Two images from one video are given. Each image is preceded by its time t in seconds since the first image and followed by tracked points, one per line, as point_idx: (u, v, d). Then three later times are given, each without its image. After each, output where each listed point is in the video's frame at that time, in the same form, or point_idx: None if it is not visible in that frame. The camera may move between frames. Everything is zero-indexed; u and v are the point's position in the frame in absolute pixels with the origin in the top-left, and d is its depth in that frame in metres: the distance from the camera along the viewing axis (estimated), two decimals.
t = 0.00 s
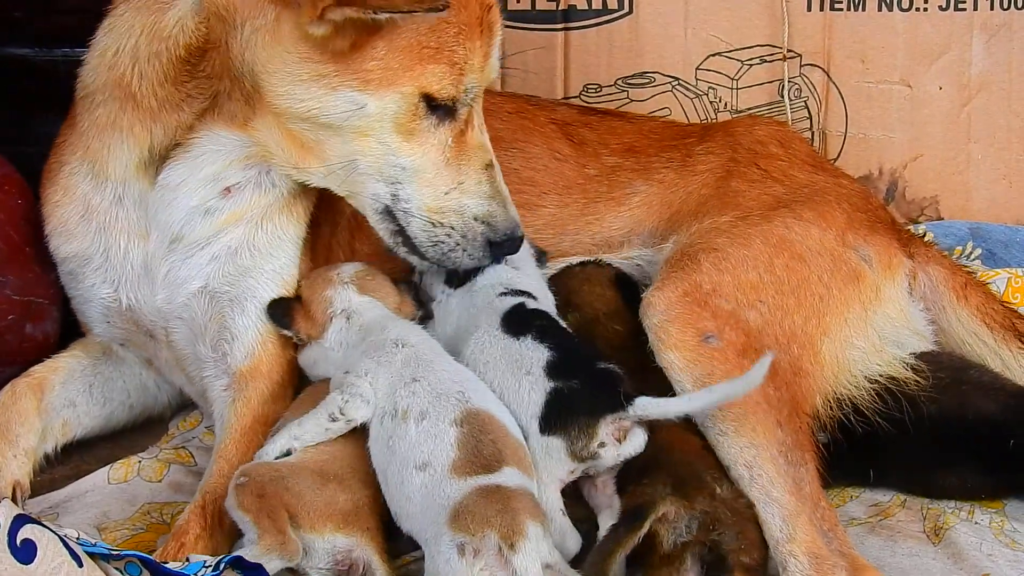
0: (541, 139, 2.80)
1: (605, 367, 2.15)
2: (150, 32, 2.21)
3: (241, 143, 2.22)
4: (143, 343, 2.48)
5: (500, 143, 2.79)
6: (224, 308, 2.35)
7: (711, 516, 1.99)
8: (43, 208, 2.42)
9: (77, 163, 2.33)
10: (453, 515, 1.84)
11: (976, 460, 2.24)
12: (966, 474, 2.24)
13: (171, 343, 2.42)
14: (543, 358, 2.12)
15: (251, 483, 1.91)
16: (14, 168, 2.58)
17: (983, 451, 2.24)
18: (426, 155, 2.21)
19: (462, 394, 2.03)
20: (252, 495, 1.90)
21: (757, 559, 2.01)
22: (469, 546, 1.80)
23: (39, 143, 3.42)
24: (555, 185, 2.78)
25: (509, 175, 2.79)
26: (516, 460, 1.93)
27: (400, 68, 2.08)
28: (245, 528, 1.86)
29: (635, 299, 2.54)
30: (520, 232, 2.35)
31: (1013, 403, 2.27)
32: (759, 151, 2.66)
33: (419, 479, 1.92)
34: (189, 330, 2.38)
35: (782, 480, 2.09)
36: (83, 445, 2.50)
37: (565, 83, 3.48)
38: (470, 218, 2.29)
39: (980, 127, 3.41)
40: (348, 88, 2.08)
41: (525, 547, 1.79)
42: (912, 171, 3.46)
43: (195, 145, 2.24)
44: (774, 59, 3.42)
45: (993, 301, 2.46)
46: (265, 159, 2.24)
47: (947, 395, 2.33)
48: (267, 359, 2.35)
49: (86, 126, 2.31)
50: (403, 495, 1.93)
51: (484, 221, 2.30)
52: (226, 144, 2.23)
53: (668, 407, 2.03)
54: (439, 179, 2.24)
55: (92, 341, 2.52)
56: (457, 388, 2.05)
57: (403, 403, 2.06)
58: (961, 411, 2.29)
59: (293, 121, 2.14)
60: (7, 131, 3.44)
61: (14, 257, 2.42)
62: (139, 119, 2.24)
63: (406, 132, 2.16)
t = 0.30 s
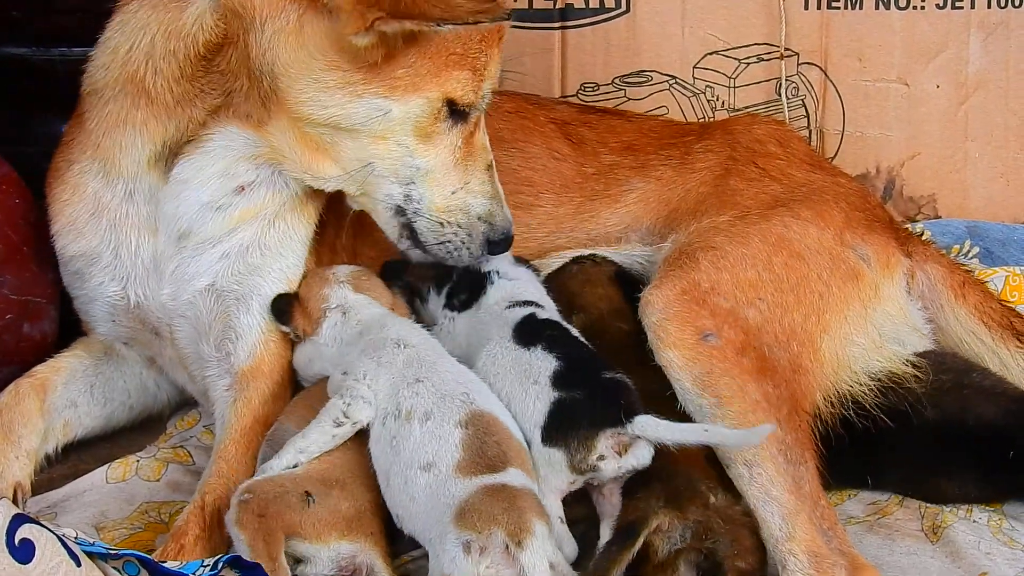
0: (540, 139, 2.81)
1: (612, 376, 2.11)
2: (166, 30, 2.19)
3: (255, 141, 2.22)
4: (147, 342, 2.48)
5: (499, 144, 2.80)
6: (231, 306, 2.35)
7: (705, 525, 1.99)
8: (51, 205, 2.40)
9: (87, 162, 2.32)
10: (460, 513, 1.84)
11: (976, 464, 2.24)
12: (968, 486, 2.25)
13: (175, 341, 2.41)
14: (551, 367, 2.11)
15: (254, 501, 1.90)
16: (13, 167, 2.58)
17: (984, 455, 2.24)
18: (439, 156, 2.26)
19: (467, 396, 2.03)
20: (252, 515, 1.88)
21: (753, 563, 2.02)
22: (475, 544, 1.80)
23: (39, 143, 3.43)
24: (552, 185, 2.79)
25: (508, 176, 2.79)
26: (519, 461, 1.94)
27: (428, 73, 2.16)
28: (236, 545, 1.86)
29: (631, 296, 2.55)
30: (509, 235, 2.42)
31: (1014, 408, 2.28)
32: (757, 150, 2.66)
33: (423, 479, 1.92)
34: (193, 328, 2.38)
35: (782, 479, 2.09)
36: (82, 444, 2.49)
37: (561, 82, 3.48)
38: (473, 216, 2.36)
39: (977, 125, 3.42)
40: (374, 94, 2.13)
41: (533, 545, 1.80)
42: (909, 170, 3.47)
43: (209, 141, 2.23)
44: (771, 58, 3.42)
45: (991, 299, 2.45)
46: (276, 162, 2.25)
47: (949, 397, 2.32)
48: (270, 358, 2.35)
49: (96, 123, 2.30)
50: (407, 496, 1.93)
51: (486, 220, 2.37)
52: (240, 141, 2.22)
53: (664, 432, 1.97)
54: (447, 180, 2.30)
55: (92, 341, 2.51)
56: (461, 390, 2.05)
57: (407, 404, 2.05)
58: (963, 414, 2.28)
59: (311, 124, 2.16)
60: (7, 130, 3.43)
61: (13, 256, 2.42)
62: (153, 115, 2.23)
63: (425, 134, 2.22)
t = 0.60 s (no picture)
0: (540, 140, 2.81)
1: (626, 386, 2.09)
2: (173, 32, 2.19)
3: (259, 150, 2.21)
4: (142, 341, 2.48)
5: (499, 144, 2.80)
6: (224, 307, 2.35)
7: (718, 525, 1.99)
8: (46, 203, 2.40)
9: (85, 161, 2.32)
10: (461, 511, 1.83)
11: (977, 451, 2.22)
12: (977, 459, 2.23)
13: (171, 341, 2.42)
14: (565, 377, 2.08)
15: (255, 514, 1.89)
16: (13, 166, 2.58)
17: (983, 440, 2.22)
18: (451, 173, 2.25)
19: (464, 395, 2.03)
20: (251, 527, 1.88)
21: (760, 566, 2.02)
22: (477, 542, 1.79)
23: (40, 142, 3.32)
24: (550, 186, 2.79)
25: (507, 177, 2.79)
26: (518, 459, 1.94)
27: (445, 86, 2.14)
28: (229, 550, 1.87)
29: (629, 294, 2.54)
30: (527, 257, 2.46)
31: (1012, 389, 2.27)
32: (757, 151, 2.66)
33: (423, 478, 1.92)
34: (188, 328, 2.38)
35: (781, 479, 2.09)
36: (78, 442, 2.49)
37: (561, 82, 3.48)
38: (485, 236, 2.35)
39: (977, 127, 3.42)
40: (389, 106, 2.11)
41: (534, 543, 1.79)
42: (909, 171, 3.46)
43: (208, 146, 2.22)
44: (771, 58, 3.42)
45: (989, 300, 2.47)
46: (281, 169, 2.23)
47: (945, 386, 2.31)
48: (266, 359, 2.35)
49: (95, 121, 2.29)
50: (406, 495, 1.93)
51: (498, 239, 2.37)
52: (240, 147, 2.21)
53: (688, 440, 1.98)
54: (459, 199, 2.28)
55: (90, 339, 2.51)
56: (459, 388, 2.05)
57: (403, 403, 2.05)
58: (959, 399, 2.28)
59: (320, 133, 2.14)
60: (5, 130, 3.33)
61: (12, 254, 2.42)
62: (154, 117, 2.23)
63: (439, 151, 2.20)
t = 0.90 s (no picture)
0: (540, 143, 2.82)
1: (625, 388, 2.08)
2: (202, 51, 2.16)
3: (291, 165, 2.23)
4: (144, 343, 2.47)
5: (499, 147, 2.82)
6: (233, 309, 2.34)
7: (714, 528, 2.00)
8: (53, 205, 2.40)
9: (99, 163, 2.32)
10: (463, 498, 1.83)
11: (983, 451, 2.24)
12: (973, 465, 2.24)
13: (174, 342, 2.41)
14: (565, 381, 2.08)
15: (257, 515, 1.89)
16: (12, 168, 2.59)
17: (988, 439, 2.24)
18: (493, 193, 2.30)
19: (467, 386, 2.04)
20: (253, 528, 1.88)
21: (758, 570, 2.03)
22: (479, 528, 1.78)
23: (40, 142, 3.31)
24: (553, 184, 2.80)
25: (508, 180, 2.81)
26: (521, 449, 1.94)
27: (483, 105, 2.16)
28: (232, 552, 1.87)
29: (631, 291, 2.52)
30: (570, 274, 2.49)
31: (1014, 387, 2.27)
32: (754, 151, 2.66)
33: (426, 467, 1.92)
34: (193, 329, 2.38)
35: (779, 481, 2.09)
36: (79, 444, 2.49)
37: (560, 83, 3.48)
38: (528, 250, 2.41)
39: (975, 127, 3.42)
40: (426, 127, 2.14)
41: (536, 530, 1.78)
42: (907, 171, 3.47)
43: (235, 154, 2.22)
44: (770, 59, 3.42)
45: (987, 299, 2.46)
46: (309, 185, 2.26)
47: (948, 386, 2.31)
48: (273, 362, 2.34)
49: (112, 129, 2.28)
50: (409, 483, 1.94)
51: (540, 256, 2.42)
52: (269, 160, 2.23)
53: (687, 434, 1.99)
54: (502, 215, 2.34)
55: (92, 341, 2.51)
56: (461, 379, 2.05)
57: (406, 393, 2.06)
58: (963, 397, 2.29)
59: (355, 154, 2.18)
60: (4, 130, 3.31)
61: (10, 257, 2.43)
62: (178, 129, 2.21)
63: (479, 170, 2.25)
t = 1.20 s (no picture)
0: (544, 146, 2.84)
1: (626, 395, 2.08)
2: (202, 33, 2.18)
3: (276, 162, 2.23)
4: (148, 338, 2.47)
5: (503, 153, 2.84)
6: (234, 306, 2.34)
7: (722, 525, 1.98)
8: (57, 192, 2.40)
9: (104, 152, 2.32)
10: (446, 513, 1.83)
11: (984, 465, 2.21)
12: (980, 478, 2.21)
13: (177, 336, 2.41)
14: (564, 389, 2.07)
15: (264, 514, 1.91)
16: (15, 167, 2.60)
17: (989, 453, 2.21)
18: (459, 212, 2.28)
19: (450, 394, 2.02)
20: (260, 527, 1.89)
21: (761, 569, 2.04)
22: (464, 542, 1.78)
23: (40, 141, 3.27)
24: (554, 191, 2.84)
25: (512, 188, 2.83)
26: (505, 453, 1.90)
27: (454, 129, 2.13)
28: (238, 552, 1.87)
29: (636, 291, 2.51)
30: (532, 298, 2.43)
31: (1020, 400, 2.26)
32: (756, 151, 2.65)
33: (411, 481, 1.92)
34: (195, 325, 2.37)
35: (782, 479, 2.09)
36: (81, 443, 2.49)
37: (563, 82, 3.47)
38: (488, 272, 2.36)
39: (978, 127, 3.42)
40: (395, 140, 2.12)
41: (517, 536, 1.76)
42: (910, 171, 3.46)
43: (229, 145, 2.23)
44: (773, 59, 3.42)
45: (990, 296, 2.45)
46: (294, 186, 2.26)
47: (955, 396, 2.30)
48: (274, 360, 2.34)
49: (115, 112, 2.28)
50: (397, 496, 1.94)
51: (498, 279, 2.38)
52: (264, 154, 2.22)
53: (681, 432, 1.98)
54: (463, 234, 2.31)
55: (96, 340, 2.51)
56: (445, 387, 2.04)
57: (389, 403, 2.05)
58: (969, 409, 2.26)
59: (331, 160, 2.17)
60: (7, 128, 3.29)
61: (13, 254, 2.45)
62: (177, 114, 2.22)
63: (442, 192, 2.22)
